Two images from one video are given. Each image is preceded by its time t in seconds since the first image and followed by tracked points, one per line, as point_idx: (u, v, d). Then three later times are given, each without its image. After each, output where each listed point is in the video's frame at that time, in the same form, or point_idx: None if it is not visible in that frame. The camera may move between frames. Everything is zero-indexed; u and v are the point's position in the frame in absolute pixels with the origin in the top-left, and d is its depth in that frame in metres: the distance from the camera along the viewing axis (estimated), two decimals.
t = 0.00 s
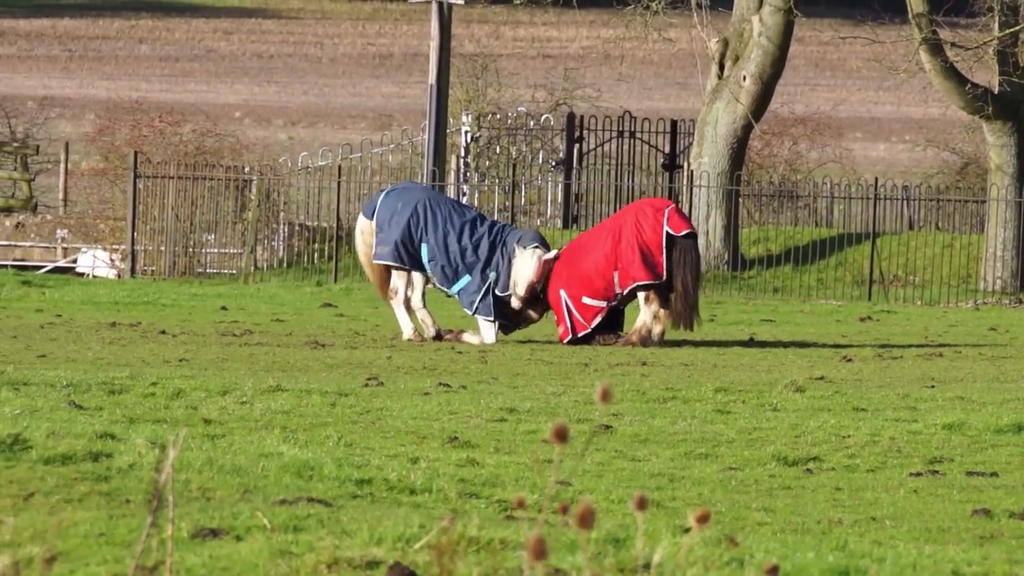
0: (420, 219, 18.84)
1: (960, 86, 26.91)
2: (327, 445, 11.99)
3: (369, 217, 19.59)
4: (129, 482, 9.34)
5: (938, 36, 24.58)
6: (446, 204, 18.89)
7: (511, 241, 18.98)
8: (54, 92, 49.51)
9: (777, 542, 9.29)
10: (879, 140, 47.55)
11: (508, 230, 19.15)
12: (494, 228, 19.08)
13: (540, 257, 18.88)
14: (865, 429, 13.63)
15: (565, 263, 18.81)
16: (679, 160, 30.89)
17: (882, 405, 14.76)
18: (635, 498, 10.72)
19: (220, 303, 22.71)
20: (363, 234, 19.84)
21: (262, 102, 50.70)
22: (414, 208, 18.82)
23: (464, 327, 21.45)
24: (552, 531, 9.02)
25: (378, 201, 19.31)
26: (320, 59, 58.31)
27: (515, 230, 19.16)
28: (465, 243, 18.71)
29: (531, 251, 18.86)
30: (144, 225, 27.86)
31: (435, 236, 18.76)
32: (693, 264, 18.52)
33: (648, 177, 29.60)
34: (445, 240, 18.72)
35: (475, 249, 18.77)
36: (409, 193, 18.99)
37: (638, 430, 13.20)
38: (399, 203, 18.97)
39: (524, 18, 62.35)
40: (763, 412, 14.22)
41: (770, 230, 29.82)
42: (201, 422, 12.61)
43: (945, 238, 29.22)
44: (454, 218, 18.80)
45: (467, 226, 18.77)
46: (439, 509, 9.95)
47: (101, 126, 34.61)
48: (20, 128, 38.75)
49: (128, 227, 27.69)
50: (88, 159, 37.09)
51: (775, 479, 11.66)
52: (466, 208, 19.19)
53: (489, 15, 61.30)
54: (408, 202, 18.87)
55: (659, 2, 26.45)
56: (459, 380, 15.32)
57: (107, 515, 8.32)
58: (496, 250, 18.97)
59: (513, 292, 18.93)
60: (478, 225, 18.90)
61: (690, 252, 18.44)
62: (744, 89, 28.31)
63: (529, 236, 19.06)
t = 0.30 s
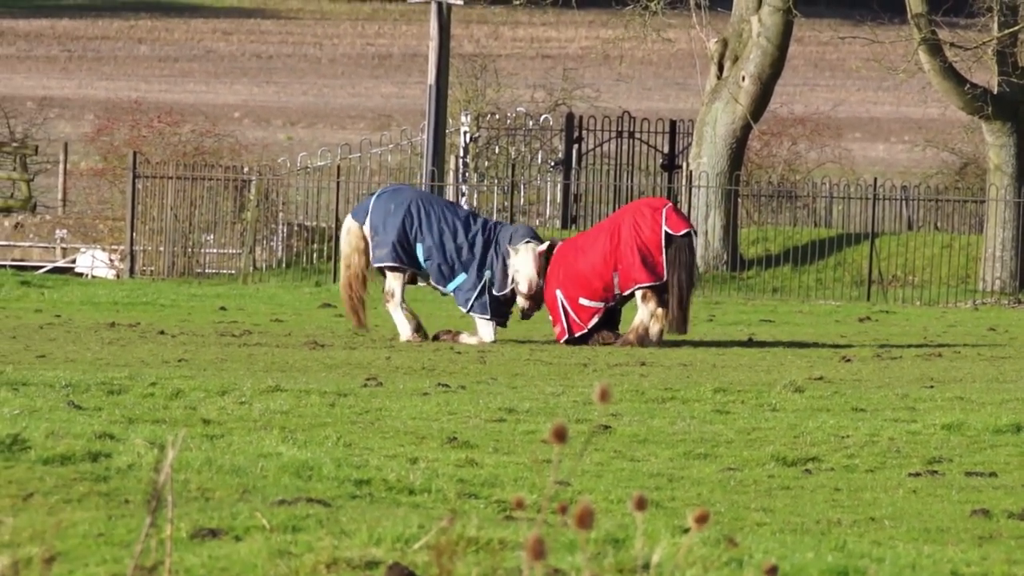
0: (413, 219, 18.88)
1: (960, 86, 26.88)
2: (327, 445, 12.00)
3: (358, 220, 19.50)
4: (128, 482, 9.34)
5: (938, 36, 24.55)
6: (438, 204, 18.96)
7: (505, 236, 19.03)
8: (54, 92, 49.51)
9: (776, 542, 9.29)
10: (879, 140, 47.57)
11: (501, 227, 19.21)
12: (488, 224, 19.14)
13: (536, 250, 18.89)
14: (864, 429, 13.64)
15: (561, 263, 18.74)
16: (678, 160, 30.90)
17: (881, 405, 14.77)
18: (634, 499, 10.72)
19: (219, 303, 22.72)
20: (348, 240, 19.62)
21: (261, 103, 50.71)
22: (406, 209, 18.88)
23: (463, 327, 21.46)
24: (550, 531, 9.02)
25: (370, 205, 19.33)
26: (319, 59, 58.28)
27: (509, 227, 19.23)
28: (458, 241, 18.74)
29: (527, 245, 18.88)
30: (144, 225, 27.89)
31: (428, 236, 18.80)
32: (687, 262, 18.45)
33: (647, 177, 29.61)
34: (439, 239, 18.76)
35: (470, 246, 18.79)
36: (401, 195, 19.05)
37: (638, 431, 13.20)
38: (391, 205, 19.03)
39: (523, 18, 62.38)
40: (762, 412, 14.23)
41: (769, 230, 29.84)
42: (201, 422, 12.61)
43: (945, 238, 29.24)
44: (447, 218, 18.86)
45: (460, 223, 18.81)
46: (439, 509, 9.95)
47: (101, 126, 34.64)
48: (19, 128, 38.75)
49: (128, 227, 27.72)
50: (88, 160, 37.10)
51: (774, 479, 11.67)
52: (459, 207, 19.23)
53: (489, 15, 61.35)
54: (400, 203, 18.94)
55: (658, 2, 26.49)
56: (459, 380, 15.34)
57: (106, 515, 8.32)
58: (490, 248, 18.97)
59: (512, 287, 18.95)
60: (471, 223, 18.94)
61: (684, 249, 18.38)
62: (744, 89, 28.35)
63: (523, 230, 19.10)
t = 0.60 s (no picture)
0: (401, 218, 18.88)
1: (959, 86, 26.87)
2: (326, 445, 12.00)
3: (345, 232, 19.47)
4: (129, 482, 9.34)
5: (938, 35, 24.56)
6: (422, 200, 19.03)
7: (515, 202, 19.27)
8: (54, 92, 49.51)
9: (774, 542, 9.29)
10: (879, 141, 47.58)
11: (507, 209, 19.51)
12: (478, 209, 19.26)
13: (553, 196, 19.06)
14: (864, 429, 13.64)
15: (561, 256, 18.84)
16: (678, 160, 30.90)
17: (881, 405, 14.76)
18: (633, 498, 10.73)
19: (219, 303, 22.71)
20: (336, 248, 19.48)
21: (261, 103, 50.72)
22: (392, 210, 18.90)
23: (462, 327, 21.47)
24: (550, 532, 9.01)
25: (354, 216, 19.33)
26: (319, 60, 58.25)
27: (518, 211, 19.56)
28: (451, 229, 18.79)
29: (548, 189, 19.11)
30: (144, 225, 27.90)
31: (419, 232, 18.82)
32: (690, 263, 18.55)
33: (648, 177, 29.61)
34: (430, 231, 18.81)
35: (463, 230, 18.84)
36: (383, 199, 19.08)
37: (637, 431, 13.20)
38: (376, 210, 19.00)
39: (523, 18, 62.39)
40: (761, 412, 14.25)
41: (769, 230, 29.85)
42: (200, 422, 12.60)
43: (945, 238, 29.26)
44: (434, 210, 18.94)
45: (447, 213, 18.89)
46: (438, 510, 9.95)
47: (101, 126, 34.64)
48: (19, 128, 38.75)
49: (128, 227, 27.72)
50: (88, 160, 37.11)
51: (774, 479, 11.68)
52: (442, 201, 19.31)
53: (489, 15, 61.41)
54: (385, 206, 18.95)
55: (658, 2, 26.50)
56: (459, 380, 15.34)
57: (106, 515, 8.32)
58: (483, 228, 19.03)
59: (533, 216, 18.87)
60: (459, 211, 19.02)
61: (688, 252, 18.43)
62: (744, 89, 28.36)
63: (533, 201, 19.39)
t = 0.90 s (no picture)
0: (395, 217, 19.09)
1: (960, 86, 26.87)
2: (327, 444, 12.00)
3: (341, 238, 19.70)
4: (130, 482, 9.34)
5: (938, 36, 24.56)
6: (412, 193, 19.16)
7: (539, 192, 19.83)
8: (54, 93, 49.54)
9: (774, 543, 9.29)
10: (879, 141, 47.61)
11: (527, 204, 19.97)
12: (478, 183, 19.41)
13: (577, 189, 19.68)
14: (864, 429, 13.63)
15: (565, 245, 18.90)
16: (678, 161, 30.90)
17: (881, 405, 14.77)
18: (633, 499, 10.72)
19: (220, 303, 22.72)
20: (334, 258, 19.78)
21: (261, 103, 50.78)
22: (385, 211, 19.12)
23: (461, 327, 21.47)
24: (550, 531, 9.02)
25: (350, 222, 19.59)
26: (319, 60, 58.25)
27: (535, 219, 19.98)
28: (446, 213, 18.88)
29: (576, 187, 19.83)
30: (144, 225, 27.92)
31: (415, 224, 18.97)
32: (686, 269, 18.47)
33: (648, 177, 29.61)
34: (426, 221, 18.92)
35: (461, 211, 18.87)
36: (375, 200, 19.29)
37: (638, 431, 13.20)
38: (371, 214, 19.26)
39: (523, 19, 62.44)
40: (762, 412, 14.24)
41: (770, 231, 29.85)
42: (201, 422, 12.61)
43: (945, 239, 29.27)
44: (425, 198, 19.05)
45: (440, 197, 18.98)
46: (438, 510, 9.94)
47: (101, 126, 34.69)
48: (19, 128, 38.76)
49: (128, 227, 27.78)
50: (88, 160, 37.14)
51: (774, 479, 11.68)
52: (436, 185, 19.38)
53: (489, 16, 61.44)
54: (379, 208, 19.17)
55: (658, 3, 26.50)
56: (459, 380, 15.34)
57: (106, 515, 8.32)
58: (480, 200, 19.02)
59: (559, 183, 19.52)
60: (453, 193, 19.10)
61: (681, 261, 18.31)
62: (744, 89, 28.35)
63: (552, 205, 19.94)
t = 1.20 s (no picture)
0: (400, 210, 19.12)
1: (959, 86, 26.86)
2: (327, 445, 12.01)
3: (336, 229, 19.81)
4: (131, 482, 9.35)
5: (938, 37, 24.56)
6: (416, 189, 19.28)
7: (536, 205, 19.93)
8: (54, 93, 49.55)
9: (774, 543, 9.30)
10: (879, 141, 47.61)
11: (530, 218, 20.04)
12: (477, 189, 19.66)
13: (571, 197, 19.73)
14: (864, 429, 13.64)
15: (563, 240, 18.89)
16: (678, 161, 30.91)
17: (880, 406, 14.78)
18: (633, 499, 10.73)
19: (220, 304, 22.74)
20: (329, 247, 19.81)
21: (261, 103, 50.80)
22: (390, 204, 19.14)
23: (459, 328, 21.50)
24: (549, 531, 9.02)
25: (349, 212, 19.55)
26: (319, 60, 58.24)
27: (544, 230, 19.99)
28: (453, 210, 19.04)
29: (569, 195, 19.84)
30: (144, 225, 27.95)
31: (420, 219, 19.02)
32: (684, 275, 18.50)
33: (648, 177, 29.62)
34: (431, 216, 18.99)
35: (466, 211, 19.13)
36: (378, 194, 19.33)
37: (638, 431, 13.20)
38: (372, 206, 19.26)
39: (523, 19, 62.45)
40: (761, 412, 14.25)
41: (769, 231, 29.87)
42: (200, 422, 12.61)
43: (945, 239, 29.29)
44: (430, 194, 19.16)
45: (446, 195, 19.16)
46: (438, 510, 9.95)
47: (101, 126, 34.69)
48: (19, 129, 38.77)
49: (128, 227, 27.81)
50: (88, 160, 37.15)
51: (774, 479, 11.69)
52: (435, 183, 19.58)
53: (488, 15, 61.44)
54: (383, 201, 19.19)
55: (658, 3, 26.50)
56: (458, 380, 15.36)
57: (106, 515, 8.32)
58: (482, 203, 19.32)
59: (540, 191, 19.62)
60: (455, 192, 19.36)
61: (678, 266, 18.31)
62: (744, 89, 28.36)
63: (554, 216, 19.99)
